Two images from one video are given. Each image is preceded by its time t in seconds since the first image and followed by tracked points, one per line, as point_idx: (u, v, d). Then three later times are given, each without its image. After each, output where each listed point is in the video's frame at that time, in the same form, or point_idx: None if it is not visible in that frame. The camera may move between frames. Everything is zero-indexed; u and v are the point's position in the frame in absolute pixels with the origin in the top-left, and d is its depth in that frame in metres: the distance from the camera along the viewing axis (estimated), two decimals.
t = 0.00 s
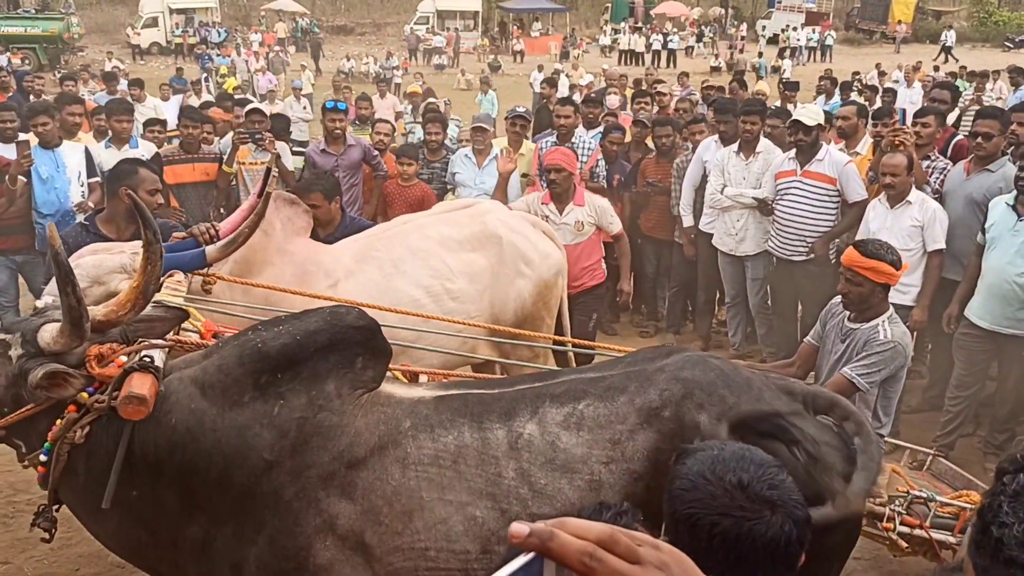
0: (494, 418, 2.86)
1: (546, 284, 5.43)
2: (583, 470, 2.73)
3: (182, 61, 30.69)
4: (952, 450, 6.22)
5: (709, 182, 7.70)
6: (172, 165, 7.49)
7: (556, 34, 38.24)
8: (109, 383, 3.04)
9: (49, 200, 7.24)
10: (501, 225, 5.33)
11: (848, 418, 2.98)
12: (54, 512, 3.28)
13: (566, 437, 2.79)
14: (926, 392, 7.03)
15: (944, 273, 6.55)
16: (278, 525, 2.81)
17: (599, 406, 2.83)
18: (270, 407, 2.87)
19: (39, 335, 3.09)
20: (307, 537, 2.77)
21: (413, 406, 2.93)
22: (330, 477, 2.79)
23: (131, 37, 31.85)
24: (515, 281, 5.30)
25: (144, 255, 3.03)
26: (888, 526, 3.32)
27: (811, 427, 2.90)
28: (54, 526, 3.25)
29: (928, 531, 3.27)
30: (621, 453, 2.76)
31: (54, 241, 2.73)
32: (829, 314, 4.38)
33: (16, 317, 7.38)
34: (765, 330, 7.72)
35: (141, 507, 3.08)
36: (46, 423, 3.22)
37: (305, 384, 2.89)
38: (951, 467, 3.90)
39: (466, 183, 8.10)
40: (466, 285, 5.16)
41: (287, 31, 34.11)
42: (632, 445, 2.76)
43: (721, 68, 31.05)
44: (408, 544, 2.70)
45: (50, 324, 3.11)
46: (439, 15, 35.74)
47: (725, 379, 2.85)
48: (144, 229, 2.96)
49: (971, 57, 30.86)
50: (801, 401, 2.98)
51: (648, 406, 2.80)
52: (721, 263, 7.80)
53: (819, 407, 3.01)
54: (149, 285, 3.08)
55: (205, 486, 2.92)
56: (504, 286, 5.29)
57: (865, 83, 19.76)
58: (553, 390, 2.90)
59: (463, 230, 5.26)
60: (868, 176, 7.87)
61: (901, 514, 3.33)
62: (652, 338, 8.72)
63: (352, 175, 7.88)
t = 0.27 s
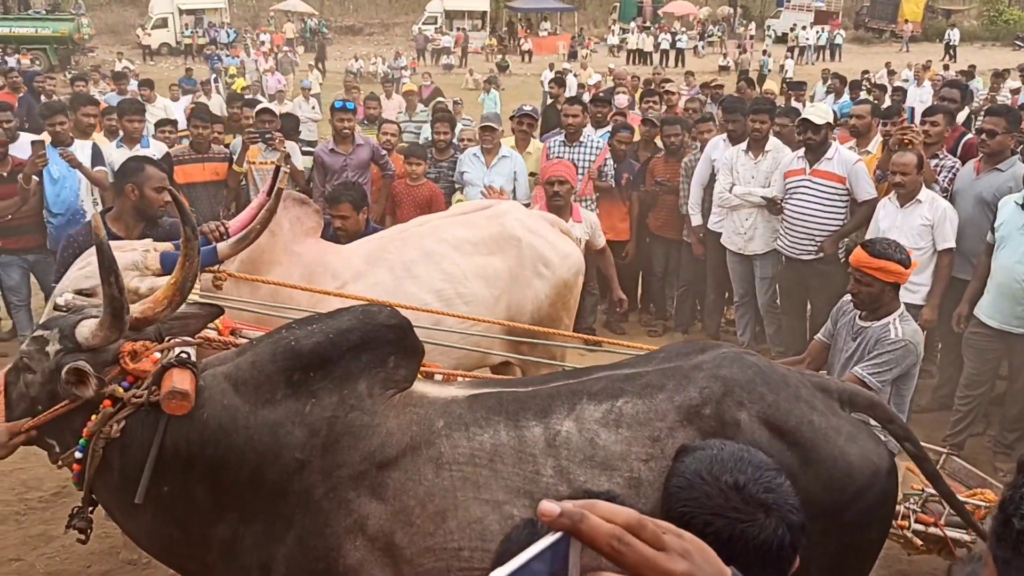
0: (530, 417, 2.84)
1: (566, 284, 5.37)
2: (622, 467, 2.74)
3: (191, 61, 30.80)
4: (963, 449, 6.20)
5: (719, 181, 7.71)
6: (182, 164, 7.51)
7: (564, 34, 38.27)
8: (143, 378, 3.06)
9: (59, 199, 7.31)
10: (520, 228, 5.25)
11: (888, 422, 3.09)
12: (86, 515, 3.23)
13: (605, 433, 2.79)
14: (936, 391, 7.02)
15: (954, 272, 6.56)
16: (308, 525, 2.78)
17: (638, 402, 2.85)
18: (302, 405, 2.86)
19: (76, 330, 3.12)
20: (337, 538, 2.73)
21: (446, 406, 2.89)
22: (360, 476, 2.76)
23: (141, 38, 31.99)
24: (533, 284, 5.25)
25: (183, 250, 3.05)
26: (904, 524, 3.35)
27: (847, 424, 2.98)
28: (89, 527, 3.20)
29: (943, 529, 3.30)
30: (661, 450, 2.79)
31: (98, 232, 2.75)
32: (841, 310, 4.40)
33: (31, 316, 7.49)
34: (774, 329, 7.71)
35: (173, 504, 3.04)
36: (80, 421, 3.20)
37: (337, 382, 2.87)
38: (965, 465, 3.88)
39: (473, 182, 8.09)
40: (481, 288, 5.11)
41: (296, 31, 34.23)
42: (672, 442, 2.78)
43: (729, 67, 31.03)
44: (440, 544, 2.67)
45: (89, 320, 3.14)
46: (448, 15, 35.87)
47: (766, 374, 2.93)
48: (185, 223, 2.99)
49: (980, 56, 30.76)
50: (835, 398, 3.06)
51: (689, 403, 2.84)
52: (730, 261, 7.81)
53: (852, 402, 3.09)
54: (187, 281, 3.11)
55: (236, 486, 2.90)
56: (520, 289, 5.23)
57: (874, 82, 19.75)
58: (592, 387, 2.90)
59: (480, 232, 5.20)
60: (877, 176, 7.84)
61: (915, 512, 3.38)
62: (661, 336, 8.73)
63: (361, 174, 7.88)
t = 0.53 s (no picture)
0: (557, 430, 2.85)
1: (586, 288, 5.34)
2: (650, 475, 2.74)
3: (204, 61, 30.95)
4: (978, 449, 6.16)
5: (731, 180, 7.70)
6: (197, 164, 7.52)
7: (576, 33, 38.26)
8: (170, 384, 2.97)
9: (75, 199, 7.34)
10: (536, 232, 5.21)
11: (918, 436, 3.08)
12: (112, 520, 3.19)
13: (633, 447, 2.80)
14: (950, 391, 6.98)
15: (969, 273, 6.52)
16: (334, 534, 2.75)
17: (667, 418, 2.84)
18: (327, 413, 2.81)
19: (104, 333, 3.04)
20: (360, 549, 2.72)
21: (473, 419, 2.90)
22: (385, 486, 2.75)
23: (155, 39, 32.16)
24: (548, 288, 5.22)
25: (209, 253, 3.05)
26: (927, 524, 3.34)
27: (878, 445, 2.99)
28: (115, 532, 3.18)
29: (965, 529, 3.27)
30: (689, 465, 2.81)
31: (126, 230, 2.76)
32: (863, 309, 4.39)
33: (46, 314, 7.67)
34: (786, 328, 7.65)
35: (198, 512, 2.96)
36: (108, 427, 3.12)
37: (363, 389, 2.83)
38: (985, 465, 3.85)
39: (486, 181, 8.08)
40: (495, 292, 5.07)
41: (308, 32, 34.35)
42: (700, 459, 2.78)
43: (742, 66, 30.92)
44: (466, 561, 2.70)
45: (115, 323, 3.07)
46: (460, 15, 35.94)
47: (798, 391, 2.92)
48: (211, 227, 2.99)
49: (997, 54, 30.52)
50: (867, 415, 3.06)
51: (717, 420, 2.81)
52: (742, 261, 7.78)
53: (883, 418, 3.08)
54: (211, 284, 3.12)
55: (262, 493, 2.84)
56: (535, 293, 5.19)
57: (889, 80, 19.64)
58: (620, 401, 2.91)
59: (497, 236, 5.16)
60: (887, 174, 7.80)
61: (939, 511, 3.35)
62: (674, 336, 8.71)
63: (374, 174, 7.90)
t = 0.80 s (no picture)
0: (559, 445, 2.71)
1: (605, 295, 5.17)
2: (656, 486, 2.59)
3: (218, 62, 31.09)
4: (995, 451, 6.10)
5: (746, 179, 7.66)
6: (210, 165, 7.56)
7: (588, 33, 38.24)
8: (180, 395, 3.01)
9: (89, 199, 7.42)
10: (556, 232, 5.10)
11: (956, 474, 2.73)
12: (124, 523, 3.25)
13: (638, 466, 2.63)
14: (968, 391, 6.91)
15: (985, 273, 6.49)
16: (333, 546, 2.71)
17: (676, 435, 2.68)
18: (328, 422, 2.77)
19: (116, 341, 3.08)
20: (357, 560, 2.66)
21: (476, 431, 2.79)
22: (384, 497, 2.68)
23: (168, 41, 32.32)
24: (565, 292, 5.09)
25: (223, 266, 3.07)
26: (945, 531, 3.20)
27: (909, 474, 2.70)
28: (124, 535, 3.21)
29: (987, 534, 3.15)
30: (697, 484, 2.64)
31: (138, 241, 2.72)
32: (884, 309, 4.37)
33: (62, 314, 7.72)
34: (801, 329, 7.63)
35: (205, 519, 3.02)
36: (118, 432, 3.17)
37: (366, 398, 2.78)
38: (1001, 467, 3.81)
39: (499, 182, 8.07)
40: (510, 295, 4.98)
41: (321, 32, 34.46)
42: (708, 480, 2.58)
43: (755, 65, 30.80)
44: None
45: (128, 332, 3.10)
46: (472, 16, 36.02)
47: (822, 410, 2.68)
48: (225, 238, 3.00)
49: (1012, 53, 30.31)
50: (900, 445, 2.76)
51: (729, 438, 2.64)
52: (756, 260, 7.76)
53: (919, 452, 2.77)
54: (226, 295, 3.10)
55: (265, 500, 2.85)
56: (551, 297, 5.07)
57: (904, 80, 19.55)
58: (628, 417, 2.75)
59: (514, 237, 5.07)
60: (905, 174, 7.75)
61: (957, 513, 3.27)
62: (687, 337, 8.68)
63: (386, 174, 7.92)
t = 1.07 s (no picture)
0: (556, 452, 2.50)
1: (620, 305, 5.11)
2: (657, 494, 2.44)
3: (228, 62, 31.15)
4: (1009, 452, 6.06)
5: (757, 179, 7.61)
6: (222, 166, 7.56)
7: (598, 33, 38.21)
8: (183, 395, 2.99)
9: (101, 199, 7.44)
10: (570, 240, 5.02)
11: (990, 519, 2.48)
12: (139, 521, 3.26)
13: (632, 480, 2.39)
14: (981, 392, 6.87)
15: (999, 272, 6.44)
16: (324, 550, 2.67)
17: (677, 451, 2.42)
18: (323, 424, 2.74)
19: (123, 340, 3.07)
20: (349, 564, 2.62)
21: (474, 432, 2.64)
22: (376, 501, 2.60)
23: (179, 41, 32.39)
24: (579, 301, 5.01)
25: (228, 264, 3.02)
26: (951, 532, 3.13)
27: (934, 513, 2.43)
28: (140, 532, 3.23)
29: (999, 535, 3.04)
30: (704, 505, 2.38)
31: (143, 242, 2.69)
32: (896, 310, 4.33)
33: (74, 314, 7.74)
34: (813, 329, 7.59)
35: (208, 518, 3.01)
36: (125, 431, 3.17)
37: (360, 400, 2.72)
38: (1016, 469, 3.77)
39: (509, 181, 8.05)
40: (522, 303, 4.90)
41: (330, 33, 34.51)
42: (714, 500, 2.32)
43: (765, 64, 30.74)
44: None
45: (134, 330, 3.08)
46: (481, 15, 36.06)
47: (844, 438, 2.42)
48: (229, 240, 2.94)
49: None
50: (928, 481, 2.51)
51: (733, 458, 2.37)
52: (767, 260, 7.72)
53: (950, 489, 2.52)
54: (231, 293, 3.08)
55: (260, 501, 2.85)
56: (566, 305, 5.00)
57: (914, 79, 19.50)
58: (630, 428, 2.51)
59: (528, 244, 4.99)
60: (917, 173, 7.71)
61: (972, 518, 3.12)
62: (697, 337, 8.65)
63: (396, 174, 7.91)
